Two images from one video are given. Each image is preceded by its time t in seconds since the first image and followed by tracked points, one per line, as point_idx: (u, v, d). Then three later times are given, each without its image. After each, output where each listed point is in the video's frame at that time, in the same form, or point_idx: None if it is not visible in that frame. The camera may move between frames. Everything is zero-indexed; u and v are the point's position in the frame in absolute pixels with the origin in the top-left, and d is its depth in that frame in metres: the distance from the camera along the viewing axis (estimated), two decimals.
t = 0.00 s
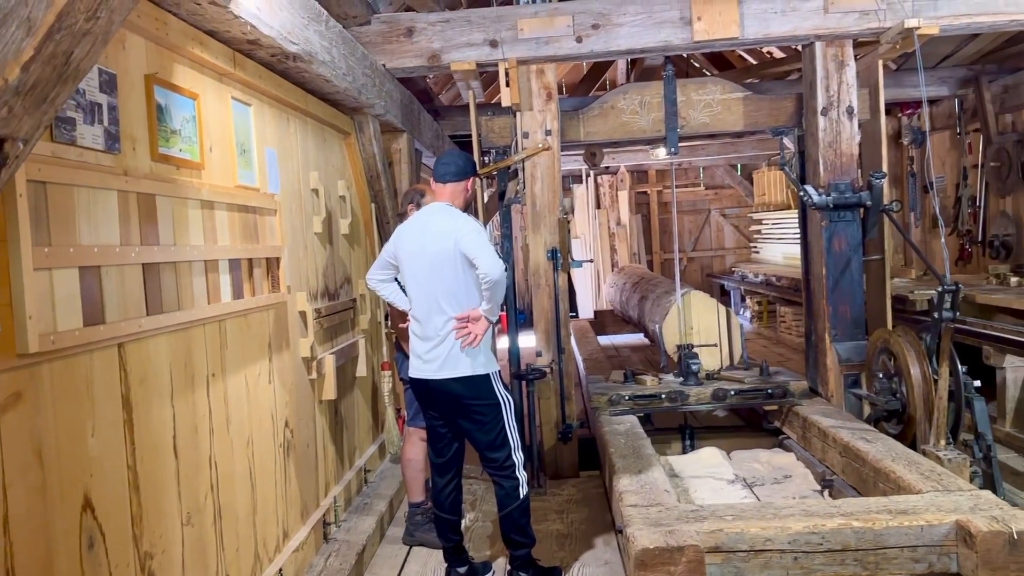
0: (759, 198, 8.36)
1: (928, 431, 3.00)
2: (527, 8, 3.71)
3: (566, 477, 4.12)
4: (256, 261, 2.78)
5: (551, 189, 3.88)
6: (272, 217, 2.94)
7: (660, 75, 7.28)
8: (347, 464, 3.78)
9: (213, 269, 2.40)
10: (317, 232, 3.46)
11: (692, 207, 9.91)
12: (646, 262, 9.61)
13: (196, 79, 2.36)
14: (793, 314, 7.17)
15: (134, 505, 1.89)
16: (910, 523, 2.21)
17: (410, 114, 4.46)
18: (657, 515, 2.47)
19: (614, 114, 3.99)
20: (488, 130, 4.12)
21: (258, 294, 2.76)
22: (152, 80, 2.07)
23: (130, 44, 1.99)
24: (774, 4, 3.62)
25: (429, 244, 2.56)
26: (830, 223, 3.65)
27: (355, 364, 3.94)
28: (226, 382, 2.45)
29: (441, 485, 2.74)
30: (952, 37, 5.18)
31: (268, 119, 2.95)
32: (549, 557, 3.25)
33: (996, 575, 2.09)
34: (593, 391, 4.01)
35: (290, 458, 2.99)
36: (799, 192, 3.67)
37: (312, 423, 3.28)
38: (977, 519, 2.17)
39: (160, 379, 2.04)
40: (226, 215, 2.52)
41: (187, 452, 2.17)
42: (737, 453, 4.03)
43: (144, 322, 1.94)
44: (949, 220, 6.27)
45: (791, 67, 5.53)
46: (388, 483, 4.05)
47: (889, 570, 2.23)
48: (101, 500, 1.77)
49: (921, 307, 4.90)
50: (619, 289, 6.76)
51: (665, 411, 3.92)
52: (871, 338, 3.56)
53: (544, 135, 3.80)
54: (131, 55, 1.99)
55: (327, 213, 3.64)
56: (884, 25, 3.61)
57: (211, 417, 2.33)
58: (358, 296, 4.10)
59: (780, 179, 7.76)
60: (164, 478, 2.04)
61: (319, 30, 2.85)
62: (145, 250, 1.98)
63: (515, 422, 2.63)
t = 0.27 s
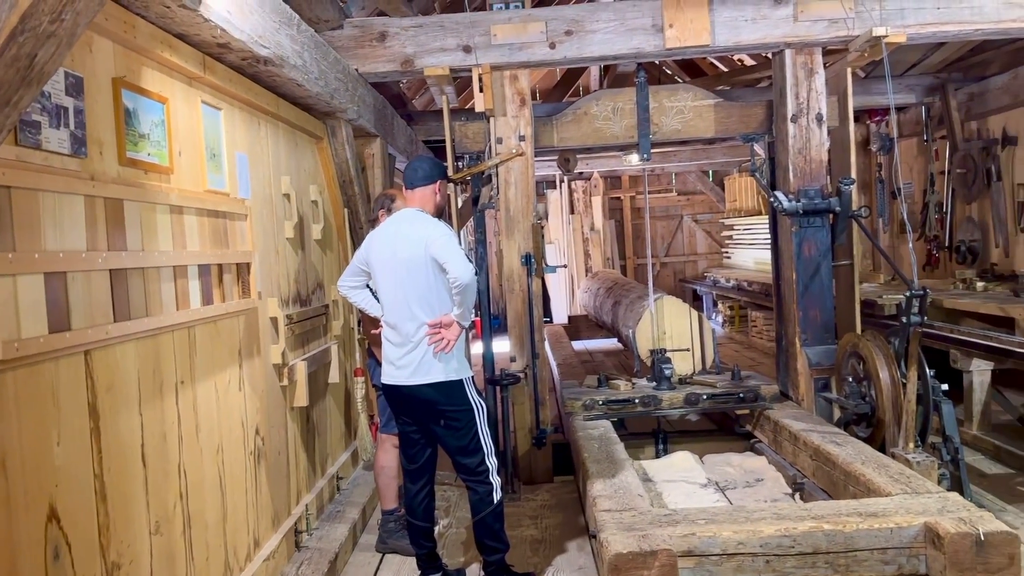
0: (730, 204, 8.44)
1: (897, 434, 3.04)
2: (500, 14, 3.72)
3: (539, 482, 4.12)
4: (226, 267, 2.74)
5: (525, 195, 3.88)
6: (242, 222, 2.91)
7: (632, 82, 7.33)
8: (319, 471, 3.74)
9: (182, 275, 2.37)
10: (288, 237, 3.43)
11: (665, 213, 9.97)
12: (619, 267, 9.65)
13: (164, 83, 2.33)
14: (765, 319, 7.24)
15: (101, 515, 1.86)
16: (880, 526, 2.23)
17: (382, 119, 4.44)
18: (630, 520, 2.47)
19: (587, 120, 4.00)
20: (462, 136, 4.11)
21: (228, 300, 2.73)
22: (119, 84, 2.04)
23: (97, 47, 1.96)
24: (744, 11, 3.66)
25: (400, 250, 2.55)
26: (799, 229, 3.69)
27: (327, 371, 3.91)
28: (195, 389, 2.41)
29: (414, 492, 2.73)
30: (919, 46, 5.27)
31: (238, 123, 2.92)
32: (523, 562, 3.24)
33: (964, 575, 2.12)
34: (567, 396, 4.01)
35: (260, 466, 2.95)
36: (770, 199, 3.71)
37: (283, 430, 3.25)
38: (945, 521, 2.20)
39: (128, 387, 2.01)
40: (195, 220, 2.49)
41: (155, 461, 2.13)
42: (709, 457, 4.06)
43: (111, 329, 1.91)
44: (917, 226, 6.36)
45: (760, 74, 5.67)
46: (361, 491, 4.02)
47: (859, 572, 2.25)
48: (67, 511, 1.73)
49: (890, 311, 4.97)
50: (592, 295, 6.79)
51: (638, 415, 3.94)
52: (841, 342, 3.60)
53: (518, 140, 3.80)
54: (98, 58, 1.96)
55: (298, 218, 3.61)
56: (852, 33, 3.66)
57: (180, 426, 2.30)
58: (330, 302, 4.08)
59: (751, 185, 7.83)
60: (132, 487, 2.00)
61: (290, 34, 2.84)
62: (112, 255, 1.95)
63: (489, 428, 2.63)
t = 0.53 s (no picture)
0: (703, 208, 8.50)
1: (867, 436, 3.08)
2: (473, 18, 3.72)
3: (513, 487, 4.11)
4: (195, 272, 2.72)
5: (499, 199, 3.88)
6: (212, 226, 2.88)
7: (606, 87, 7.38)
8: (290, 478, 3.71)
9: (150, 280, 2.34)
10: (259, 241, 3.40)
11: (638, 218, 10.02)
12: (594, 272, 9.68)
13: (132, 85, 2.30)
14: (737, 323, 7.30)
15: (67, 524, 1.83)
16: (850, 528, 2.26)
17: (356, 123, 4.42)
18: (603, 524, 2.48)
19: (561, 125, 4.01)
20: (435, 140, 4.11)
21: (198, 305, 2.70)
22: (87, 86, 2.01)
23: (63, 48, 1.94)
24: (716, 18, 3.70)
25: (373, 255, 2.53)
26: (770, 234, 3.73)
27: (299, 376, 3.88)
28: (164, 396, 2.38)
29: (386, 497, 2.71)
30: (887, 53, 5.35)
31: (208, 126, 2.89)
32: (497, 567, 3.24)
33: None
34: (541, 401, 4.01)
35: (231, 472, 2.92)
36: (741, 204, 3.74)
37: (254, 436, 3.22)
38: (913, 522, 2.23)
39: (95, 393, 1.98)
40: (164, 224, 2.46)
41: (122, 469, 2.10)
42: (682, 460, 4.08)
43: (77, 334, 1.88)
44: (886, 231, 6.45)
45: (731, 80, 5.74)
46: (333, 497, 3.99)
47: (829, 573, 2.28)
48: (31, 518, 1.70)
49: (859, 315, 5.03)
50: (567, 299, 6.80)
51: (611, 419, 3.95)
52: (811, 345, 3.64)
53: (492, 145, 3.80)
54: (64, 60, 1.94)
55: (270, 222, 3.58)
56: (822, 40, 3.71)
57: (148, 432, 2.27)
58: (302, 307, 4.05)
59: (723, 190, 7.90)
60: (98, 495, 1.97)
61: (261, 37, 2.81)
62: (79, 260, 1.92)
63: (462, 432, 2.62)
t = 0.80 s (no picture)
0: (677, 212, 8.56)
1: (837, 437, 3.11)
2: (448, 20, 3.72)
3: (488, 490, 4.10)
4: (165, 274, 2.68)
5: (473, 202, 3.88)
6: (182, 228, 2.85)
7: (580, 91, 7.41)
8: (262, 483, 3.67)
9: (119, 283, 2.31)
10: (231, 244, 3.37)
11: (613, 220, 10.06)
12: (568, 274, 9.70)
13: (101, 86, 2.27)
14: (710, 325, 7.35)
15: (33, 531, 1.80)
16: (821, 528, 2.28)
17: (329, 125, 4.40)
18: (577, 526, 2.48)
19: (535, 128, 4.02)
20: (410, 142, 4.09)
21: (167, 308, 2.66)
22: (54, 86, 1.98)
23: (30, 48, 1.91)
24: (688, 23, 3.73)
25: (348, 259, 2.52)
26: (742, 237, 3.76)
27: (271, 380, 3.85)
28: (133, 401, 2.35)
29: (359, 501, 2.70)
30: (857, 59, 5.42)
31: (178, 128, 2.86)
32: (471, 571, 3.23)
33: None
34: (516, 404, 4.01)
35: (201, 478, 2.88)
36: (713, 207, 3.77)
37: (225, 441, 3.19)
38: (883, 523, 2.26)
39: (61, 398, 1.95)
40: (133, 226, 2.43)
41: (90, 474, 2.07)
42: (656, 462, 4.10)
43: (44, 338, 1.85)
44: (856, 234, 6.54)
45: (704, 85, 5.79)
46: (306, 502, 3.95)
47: (801, 573, 2.30)
48: None
49: (830, 317, 5.09)
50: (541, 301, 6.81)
51: (586, 421, 3.95)
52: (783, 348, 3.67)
53: (467, 147, 3.80)
54: (31, 59, 1.91)
55: (241, 224, 3.54)
56: (793, 45, 3.75)
57: (117, 438, 2.23)
58: (275, 310, 4.02)
59: (697, 194, 7.96)
60: (65, 502, 1.94)
61: (233, 37, 2.79)
62: (45, 262, 1.89)
63: (435, 435, 2.62)
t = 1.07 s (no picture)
0: (651, 213, 8.61)
1: (809, 437, 3.14)
2: (422, 21, 3.71)
3: (463, 491, 4.10)
4: (134, 276, 2.65)
5: (448, 203, 3.87)
6: (152, 229, 2.81)
7: (555, 92, 7.44)
8: (234, 486, 3.64)
9: (87, 284, 2.27)
10: (202, 245, 3.34)
11: (588, 222, 10.09)
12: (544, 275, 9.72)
13: (69, 84, 2.24)
14: (684, 326, 7.40)
15: None
16: (793, 528, 2.30)
17: (303, 125, 4.37)
18: (552, 527, 2.48)
19: (510, 129, 4.02)
20: (384, 142, 4.08)
21: (137, 310, 2.63)
22: (21, 84, 1.95)
23: None
24: (662, 26, 3.75)
25: (323, 259, 2.50)
26: (715, 239, 3.78)
27: (243, 382, 3.81)
28: (102, 404, 2.32)
29: (333, 505, 2.68)
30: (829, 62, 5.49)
31: (149, 127, 2.82)
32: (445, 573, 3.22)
33: (872, 574, 2.20)
34: (491, 405, 4.00)
35: (172, 482, 2.85)
36: (687, 209, 3.79)
37: (196, 444, 3.15)
38: (854, 522, 2.28)
39: (28, 402, 1.92)
40: (101, 227, 2.40)
41: (57, 479, 2.04)
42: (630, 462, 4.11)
43: (10, 340, 1.82)
44: (827, 236, 6.61)
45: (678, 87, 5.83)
46: (279, 506, 3.92)
47: (773, 573, 2.32)
48: None
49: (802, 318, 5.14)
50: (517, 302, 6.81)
51: (561, 422, 3.95)
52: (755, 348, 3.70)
53: (442, 148, 3.78)
54: None
55: (212, 225, 3.51)
56: (765, 49, 3.78)
57: (85, 442, 2.20)
58: (247, 312, 3.98)
59: (671, 196, 8.01)
60: (32, 507, 1.91)
61: (204, 36, 2.76)
62: (11, 263, 1.85)
63: (410, 437, 2.61)
